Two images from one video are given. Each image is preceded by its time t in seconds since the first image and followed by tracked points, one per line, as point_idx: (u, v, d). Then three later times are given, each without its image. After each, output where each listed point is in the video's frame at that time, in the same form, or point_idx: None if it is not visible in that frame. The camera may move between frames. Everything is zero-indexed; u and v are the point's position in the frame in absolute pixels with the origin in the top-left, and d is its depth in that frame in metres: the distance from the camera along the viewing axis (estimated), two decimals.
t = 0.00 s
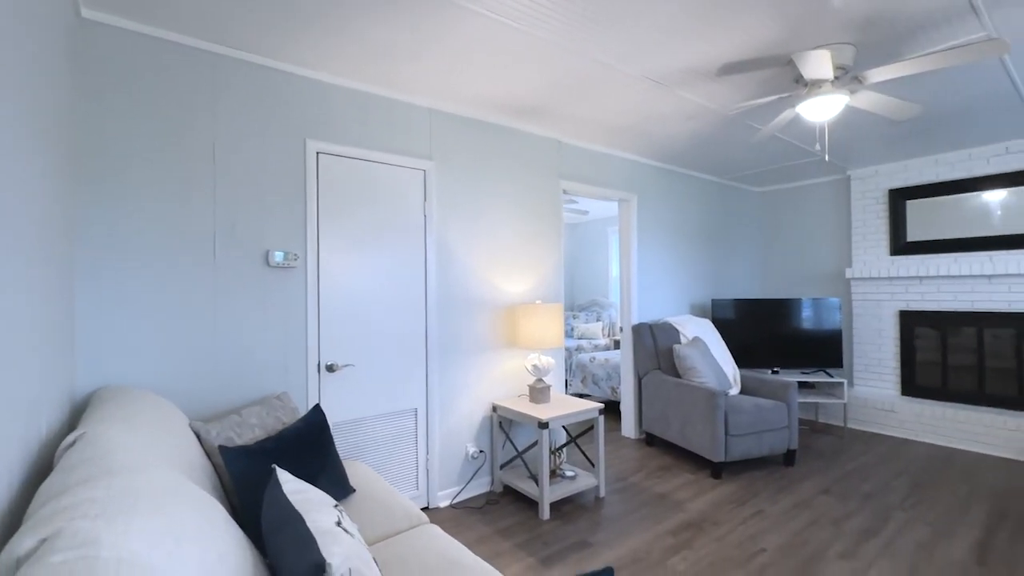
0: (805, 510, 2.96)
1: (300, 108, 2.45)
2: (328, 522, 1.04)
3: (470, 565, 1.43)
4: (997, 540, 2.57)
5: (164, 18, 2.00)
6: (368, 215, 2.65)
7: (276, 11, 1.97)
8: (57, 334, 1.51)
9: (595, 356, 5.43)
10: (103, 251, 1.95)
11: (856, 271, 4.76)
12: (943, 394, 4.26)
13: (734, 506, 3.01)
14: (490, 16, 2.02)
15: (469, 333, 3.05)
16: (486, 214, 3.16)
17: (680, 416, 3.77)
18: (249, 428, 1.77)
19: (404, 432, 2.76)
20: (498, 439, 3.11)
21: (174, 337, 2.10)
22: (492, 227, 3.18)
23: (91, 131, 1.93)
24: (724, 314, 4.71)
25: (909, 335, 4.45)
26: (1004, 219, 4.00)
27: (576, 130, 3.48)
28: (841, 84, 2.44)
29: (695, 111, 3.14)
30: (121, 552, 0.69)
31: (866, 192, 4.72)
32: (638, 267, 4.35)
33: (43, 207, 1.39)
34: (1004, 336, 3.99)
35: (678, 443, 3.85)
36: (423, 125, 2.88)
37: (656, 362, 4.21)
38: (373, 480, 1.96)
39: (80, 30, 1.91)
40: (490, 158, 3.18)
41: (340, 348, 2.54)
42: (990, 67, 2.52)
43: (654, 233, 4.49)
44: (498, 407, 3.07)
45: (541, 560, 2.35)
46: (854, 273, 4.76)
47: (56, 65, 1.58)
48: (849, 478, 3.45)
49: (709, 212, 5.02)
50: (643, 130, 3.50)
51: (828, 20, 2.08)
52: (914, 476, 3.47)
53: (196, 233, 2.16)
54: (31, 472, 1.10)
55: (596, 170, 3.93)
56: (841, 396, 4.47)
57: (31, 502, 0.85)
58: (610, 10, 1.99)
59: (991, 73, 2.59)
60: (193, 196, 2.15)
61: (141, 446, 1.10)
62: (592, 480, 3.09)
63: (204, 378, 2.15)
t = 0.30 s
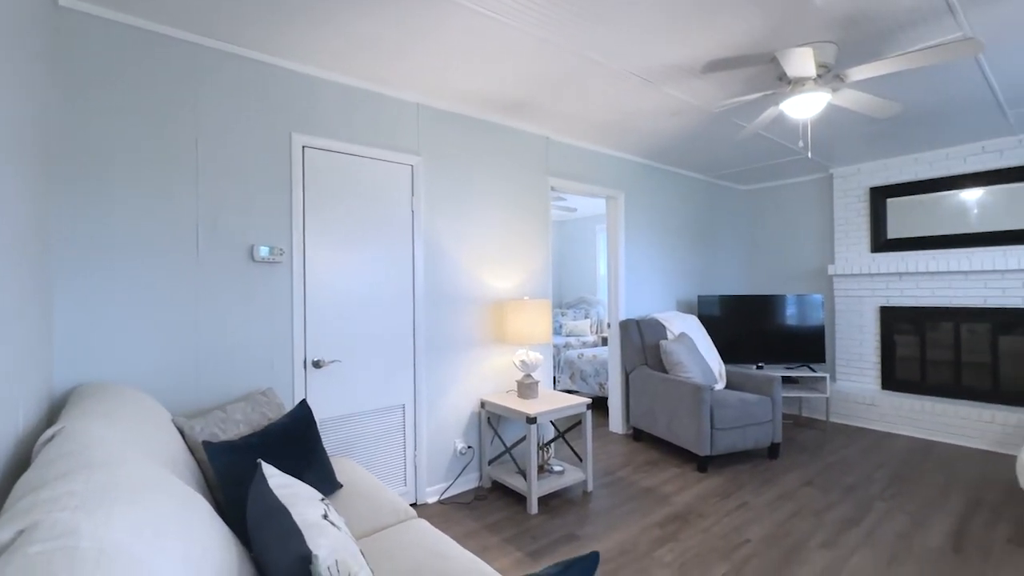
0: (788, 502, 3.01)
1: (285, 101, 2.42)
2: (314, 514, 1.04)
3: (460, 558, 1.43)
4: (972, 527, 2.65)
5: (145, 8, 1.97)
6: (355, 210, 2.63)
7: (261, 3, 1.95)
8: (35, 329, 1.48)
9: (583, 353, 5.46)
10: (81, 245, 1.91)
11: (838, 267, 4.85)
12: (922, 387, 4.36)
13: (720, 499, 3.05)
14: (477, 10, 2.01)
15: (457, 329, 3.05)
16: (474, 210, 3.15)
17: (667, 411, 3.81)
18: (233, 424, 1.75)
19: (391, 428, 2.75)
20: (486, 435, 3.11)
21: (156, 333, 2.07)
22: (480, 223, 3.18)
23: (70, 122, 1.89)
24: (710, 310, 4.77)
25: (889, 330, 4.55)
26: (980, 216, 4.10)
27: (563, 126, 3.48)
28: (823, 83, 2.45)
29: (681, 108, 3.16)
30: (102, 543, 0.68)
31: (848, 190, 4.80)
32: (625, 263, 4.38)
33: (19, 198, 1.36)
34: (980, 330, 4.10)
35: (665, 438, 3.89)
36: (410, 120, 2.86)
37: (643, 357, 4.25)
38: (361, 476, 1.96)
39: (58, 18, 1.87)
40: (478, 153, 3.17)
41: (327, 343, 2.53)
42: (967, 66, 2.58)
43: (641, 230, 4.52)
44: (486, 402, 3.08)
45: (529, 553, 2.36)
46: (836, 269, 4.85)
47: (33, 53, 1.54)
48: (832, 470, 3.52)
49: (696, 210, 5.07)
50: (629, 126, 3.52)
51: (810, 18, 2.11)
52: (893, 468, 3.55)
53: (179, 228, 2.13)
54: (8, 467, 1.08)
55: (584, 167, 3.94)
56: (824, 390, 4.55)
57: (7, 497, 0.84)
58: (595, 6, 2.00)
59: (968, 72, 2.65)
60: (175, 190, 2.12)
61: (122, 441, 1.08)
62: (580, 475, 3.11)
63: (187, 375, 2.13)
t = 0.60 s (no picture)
0: (773, 494, 3.06)
1: (271, 95, 2.40)
2: (301, 509, 1.03)
3: (449, 552, 1.44)
4: (949, 517, 2.71)
5: None
6: (342, 206, 2.62)
7: None
8: (13, 325, 1.45)
9: (571, 351, 5.48)
10: (60, 240, 1.88)
11: (821, 265, 4.93)
12: (902, 382, 4.45)
13: (706, 492, 3.09)
14: (465, 6, 2.01)
15: (445, 326, 3.05)
16: (462, 206, 3.15)
17: (654, 407, 3.84)
18: (218, 421, 1.74)
19: (379, 425, 2.75)
20: (475, 432, 3.12)
21: (138, 330, 2.04)
22: (468, 219, 3.18)
23: (48, 113, 1.86)
24: (696, 307, 4.82)
25: (870, 326, 4.64)
26: (958, 215, 4.20)
27: (551, 124, 3.49)
28: (807, 81, 2.50)
29: (667, 106, 3.19)
30: (84, 532, 0.69)
31: (831, 188, 4.88)
32: (613, 261, 4.41)
33: None
34: (958, 326, 4.19)
35: (652, 434, 3.93)
36: (398, 116, 2.85)
37: (631, 354, 4.28)
38: (349, 473, 1.95)
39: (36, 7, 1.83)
40: (466, 150, 3.17)
41: (314, 340, 2.51)
42: (945, 66, 2.64)
43: (628, 227, 4.55)
44: (475, 399, 3.08)
45: (518, 549, 2.37)
46: (819, 267, 4.93)
47: (11, 43, 1.51)
48: (815, 463, 3.58)
49: (682, 208, 5.12)
50: (616, 124, 3.53)
51: (794, 17, 2.13)
52: (874, 460, 3.63)
53: (162, 224, 2.10)
54: None
55: (572, 165, 3.96)
56: (807, 385, 4.62)
57: None
58: (583, 2, 2.01)
59: (946, 72, 2.71)
60: (158, 184, 2.09)
61: (101, 437, 1.07)
62: (568, 470, 3.13)
63: (170, 372, 2.10)
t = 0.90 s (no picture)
0: (757, 488, 3.11)
1: (256, 90, 2.37)
2: (287, 504, 1.02)
3: (438, 547, 1.44)
4: (927, 507, 2.78)
5: None
6: (328, 202, 2.60)
7: None
8: None
9: (559, 349, 5.51)
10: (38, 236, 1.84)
11: (804, 263, 5.01)
12: (882, 377, 4.55)
13: (692, 487, 3.13)
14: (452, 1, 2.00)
15: (433, 323, 3.04)
16: (450, 203, 3.14)
17: (641, 403, 3.88)
18: (203, 418, 1.72)
19: (367, 423, 2.73)
20: (463, 429, 3.12)
21: (119, 327, 2.00)
22: (456, 217, 3.18)
23: (26, 106, 1.82)
24: (682, 306, 4.87)
25: (851, 323, 4.73)
26: (936, 214, 4.29)
27: (539, 122, 3.50)
28: (790, 81, 2.54)
29: (654, 105, 3.22)
30: (64, 529, 0.68)
31: (814, 188, 4.96)
32: (600, 259, 4.43)
33: None
34: (935, 322, 4.30)
35: (639, 430, 3.96)
36: (385, 113, 2.84)
37: (618, 351, 4.31)
38: (336, 471, 1.94)
39: None
40: (454, 147, 3.16)
41: (301, 338, 2.49)
42: (923, 67, 2.69)
43: (616, 226, 4.58)
44: (463, 396, 3.08)
45: (506, 545, 2.38)
46: (802, 265, 5.01)
47: None
48: (798, 458, 3.64)
49: (669, 206, 5.17)
50: (603, 122, 3.56)
51: (778, 17, 2.17)
52: (856, 454, 3.70)
53: (143, 219, 2.06)
54: None
55: (560, 163, 3.97)
56: (791, 381, 4.70)
57: None
58: None
59: (924, 73, 2.77)
60: (141, 179, 2.06)
61: (81, 434, 1.05)
62: (556, 467, 3.15)
63: (153, 370, 2.07)
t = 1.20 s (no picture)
0: (743, 483, 3.15)
1: (240, 85, 2.34)
2: (273, 500, 0.99)
3: (427, 544, 1.44)
4: (906, 500, 2.85)
5: None
6: (315, 198, 2.58)
7: None
8: None
9: (547, 347, 5.53)
10: (15, 232, 1.80)
11: (788, 261, 5.09)
12: (864, 373, 4.65)
13: (679, 482, 3.16)
14: None
15: (421, 321, 3.04)
16: (438, 201, 3.14)
17: (629, 400, 3.91)
18: (186, 417, 1.70)
19: (354, 421, 2.72)
20: (451, 427, 3.12)
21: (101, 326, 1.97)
22: (444, 214, 3.17)
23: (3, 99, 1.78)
24: (669, 304, 4.92)
25: (833, 321, 4.82)
26: (915, 214, 4.39)
27: (527, 120, 3.52)
28: (773, 81, 2.59)
29: (641, 104, 3.25)
30: (44, 523, 0.67)
31: (797, 187, 5.04)
32: (588, 258, 4.45)
33: None
34: (914, 318, 4.39)
35: (627, 427, 4.00)
36: (372, 110, 2.83)
37: (606, 349, 4.34)
38: (323, 469, 1.93)
39: None
40: (442, 145, 3.16)
41: (287, 336, 2.47)
42: (902, 69, 2.76)
43: (604, 224, 4.61)
44: (451, 394, 3.08)
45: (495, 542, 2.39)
46: (786, 263, 5.09)
47: None
48: (782, 453, 3.71)
49: (655, 206, 5.21)
50: (590, 121, 3.58)
51: (762, 18, 2.20)
52: (838, 449, 3.78)
53: (125, 215, 2.03)
54: None
55: (548, 161, 3.98)
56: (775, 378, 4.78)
57: None
58: None
59: (903, 75, 2.83)
60: (122, 175, 2.02)
61: (61, 431, 1.03)
62: (544, 464, 3.16)
63: (135, 369, 2.04)
